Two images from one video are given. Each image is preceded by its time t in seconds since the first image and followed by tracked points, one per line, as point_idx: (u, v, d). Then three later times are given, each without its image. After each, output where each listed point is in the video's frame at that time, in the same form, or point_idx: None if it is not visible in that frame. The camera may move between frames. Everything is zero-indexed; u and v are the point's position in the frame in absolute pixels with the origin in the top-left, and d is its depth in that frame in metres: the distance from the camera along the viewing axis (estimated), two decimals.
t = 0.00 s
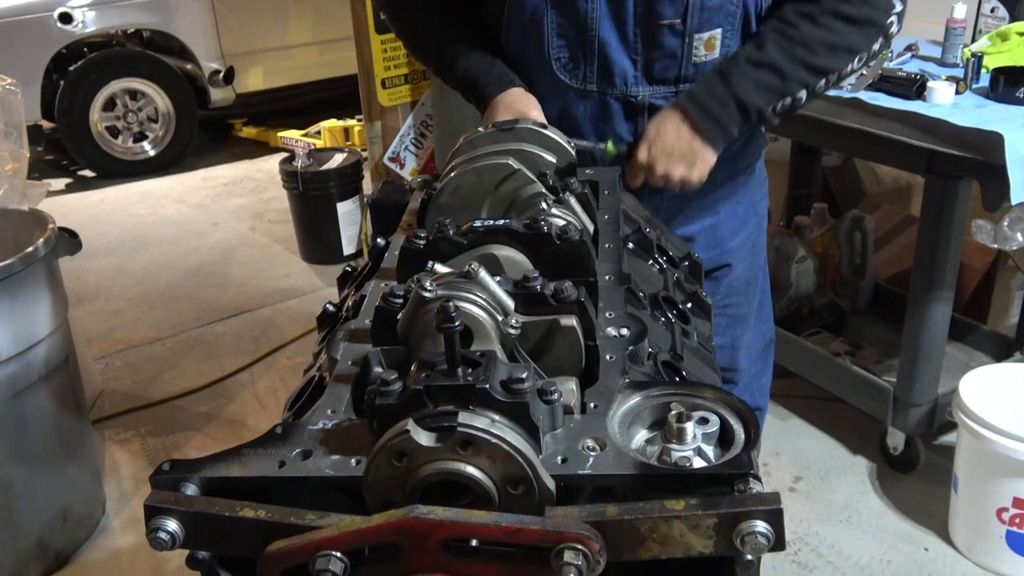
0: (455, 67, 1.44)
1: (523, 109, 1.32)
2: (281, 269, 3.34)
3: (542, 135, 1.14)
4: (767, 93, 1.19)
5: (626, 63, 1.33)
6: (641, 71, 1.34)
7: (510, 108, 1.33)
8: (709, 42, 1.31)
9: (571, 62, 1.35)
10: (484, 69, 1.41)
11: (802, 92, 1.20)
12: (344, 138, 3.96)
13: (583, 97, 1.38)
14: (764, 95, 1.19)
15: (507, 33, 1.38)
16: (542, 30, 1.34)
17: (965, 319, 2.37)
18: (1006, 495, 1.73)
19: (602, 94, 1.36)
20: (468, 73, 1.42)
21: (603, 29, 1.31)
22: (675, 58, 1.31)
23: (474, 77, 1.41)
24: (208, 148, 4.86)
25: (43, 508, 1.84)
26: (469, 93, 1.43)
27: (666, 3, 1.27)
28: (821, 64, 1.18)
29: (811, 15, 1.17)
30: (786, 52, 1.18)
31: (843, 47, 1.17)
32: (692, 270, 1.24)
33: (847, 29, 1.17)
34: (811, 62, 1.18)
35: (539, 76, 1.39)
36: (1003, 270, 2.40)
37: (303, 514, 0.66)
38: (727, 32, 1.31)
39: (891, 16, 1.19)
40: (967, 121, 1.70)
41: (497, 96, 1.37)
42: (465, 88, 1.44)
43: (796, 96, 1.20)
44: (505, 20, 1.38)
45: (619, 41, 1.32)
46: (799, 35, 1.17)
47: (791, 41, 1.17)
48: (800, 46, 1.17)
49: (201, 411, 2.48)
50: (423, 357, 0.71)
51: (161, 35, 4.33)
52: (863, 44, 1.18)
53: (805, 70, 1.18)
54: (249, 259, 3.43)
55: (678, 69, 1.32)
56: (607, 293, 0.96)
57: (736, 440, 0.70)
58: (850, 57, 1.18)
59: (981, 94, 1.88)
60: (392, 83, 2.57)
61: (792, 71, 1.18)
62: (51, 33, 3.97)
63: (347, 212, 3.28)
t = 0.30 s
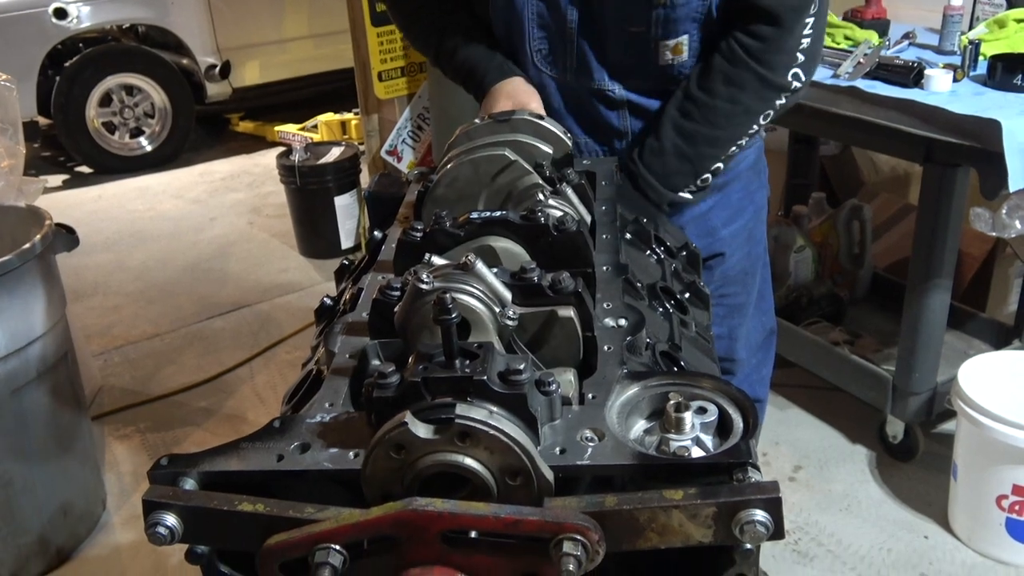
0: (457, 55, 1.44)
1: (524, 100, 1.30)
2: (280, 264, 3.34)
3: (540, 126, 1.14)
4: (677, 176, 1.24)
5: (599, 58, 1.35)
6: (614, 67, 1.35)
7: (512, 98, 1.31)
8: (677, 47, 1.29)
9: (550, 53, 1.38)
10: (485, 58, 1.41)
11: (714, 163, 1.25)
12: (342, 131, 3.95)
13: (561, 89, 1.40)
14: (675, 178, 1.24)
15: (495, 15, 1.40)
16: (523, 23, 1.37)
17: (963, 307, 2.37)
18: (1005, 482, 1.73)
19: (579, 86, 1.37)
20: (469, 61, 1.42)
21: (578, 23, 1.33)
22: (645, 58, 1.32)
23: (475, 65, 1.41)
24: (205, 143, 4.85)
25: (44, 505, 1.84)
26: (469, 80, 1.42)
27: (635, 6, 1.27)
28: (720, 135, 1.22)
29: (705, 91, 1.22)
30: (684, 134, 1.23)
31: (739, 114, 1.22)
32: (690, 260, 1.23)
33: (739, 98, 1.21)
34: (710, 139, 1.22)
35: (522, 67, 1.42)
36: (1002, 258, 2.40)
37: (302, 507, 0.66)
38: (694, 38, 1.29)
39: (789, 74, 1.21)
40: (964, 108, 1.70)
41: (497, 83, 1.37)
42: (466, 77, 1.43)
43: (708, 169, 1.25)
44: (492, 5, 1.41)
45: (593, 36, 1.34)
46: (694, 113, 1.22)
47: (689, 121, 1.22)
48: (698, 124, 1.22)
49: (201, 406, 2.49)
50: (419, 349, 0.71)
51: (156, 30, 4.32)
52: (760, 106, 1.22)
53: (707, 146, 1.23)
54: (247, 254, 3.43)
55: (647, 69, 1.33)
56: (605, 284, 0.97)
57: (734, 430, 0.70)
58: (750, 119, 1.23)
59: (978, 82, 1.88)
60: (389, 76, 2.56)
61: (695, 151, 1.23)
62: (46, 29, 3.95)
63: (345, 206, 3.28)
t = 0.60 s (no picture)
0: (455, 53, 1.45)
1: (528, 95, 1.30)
2: (277, 259, 3.33)
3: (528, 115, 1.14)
4: (714, 138, 1.23)
5: (597, 49, 1.34)
6: (612, 58, 1.35)
7: (515, 92, 1.31)
8: (677, 37, 1.30)
9: (547, 45, 1.38)
10: (482, 56, 1.41)
11: (748, 130, 1.25)
12: (339, 126, 3.95)
13: (558, 80, 1.40)
14: (711, 141, 1.23)
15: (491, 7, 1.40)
16: (518, 15, 1.37)
17: (960, 300, 2.37)
18: (1001, 474, 1.74)
19: (575, 77, 1.37)
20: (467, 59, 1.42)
21: (574, 14, 1.33)
22: (643, 49, 1.32)
23: (474, 62, 1.41)
24: (202, 138, 4.84)
25: (43, 501, 1.84)
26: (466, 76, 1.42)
27: None
28: (762, 104, 1.23)
29: (753, 58, 1.21)
30: (726, 99, 1.22)
31: (782, 87, 1.22)
32: (689, 254, 1.23)
33: (785, 70, 1.21)
34: (753, 106, 1.22)
35: (519, 60, 1.41)
36: (998, 250, 2.41)
37: (299, 503, 0.67)
38: (694, 28, 1.29)
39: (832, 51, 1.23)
40: (960, 100, 1.70)
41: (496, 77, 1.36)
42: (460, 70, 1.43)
43: (744, 135, 1.25)
44: None
45: (589, 28, 1.34)
46: (738, 80, 1.21)
47: (732, 88, 1.22)
48: (740, 91, 1.21)
49: (199, 402, 2.49)
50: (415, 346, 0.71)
51: (152, 25, 4.30)
52: (802, 82, 1.23)
53: (747, 114, 1.23)
54: (245, 249, 3.43)
55: (646, 60, 1.33)
56: (603, 279, 0.97)
57: (732, 426, 0.70)
58: (791, 94, 1.24)
59: (975, 73, 1.88)
60: (385, 71, 2.55)
61: (735, 117, 1.23)
62: (41, 25, 3.94)
63: (342, 200, 3.27)
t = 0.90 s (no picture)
0: (431, 56, 1.51)
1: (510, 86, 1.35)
2: (274, 253, 3.33)
3: (471, 107, 1.16)
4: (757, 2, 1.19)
5: (597, 21, 1.33)
6: (612, 27, 1.34)
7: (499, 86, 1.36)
8: None
9: (543, 26, 1.36)
10: (457, 58, 1.48)
11: (794, 7, 1.20)
12: (335, 120, 3.94)
13: (557, 61, 1.38)
14: (753, 4, 1.19)
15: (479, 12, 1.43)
16: None
17: (957, 291, 2.38)
18: (998, 465, 1.74)
19: (576, 58, 1.36)
20: (441, 60, 1.49)
21: None
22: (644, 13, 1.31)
23: (449, 66, 1.48)
24: (198, 132, 4.83)
25: (39, 495, 1.84)
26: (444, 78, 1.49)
27: None
28: None
29: None
30: None
31: None
32: (684, 245, 1.23)
33: None
34: None
35: (515, 44, 1.40)
36: (995, 241, 2.41)
37: (294, 493, 0.66)
38: None
39: None
40: (957, 91, 1.70)
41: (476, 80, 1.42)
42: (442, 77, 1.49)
43: (788, 9, 1.20)
44: None
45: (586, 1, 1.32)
46: None
47: None
48: None
49: (196, 396, 2.49)
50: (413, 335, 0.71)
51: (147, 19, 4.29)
52: None
53: None
54: (241, 243, 3.42)
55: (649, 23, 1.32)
56: (598, 269, 0.97)
57: (727, 414, 0.71)
58: None
59: (971, 65, 1.88)
60: (381, 64, 2.56)
61: None
62: (36, 18, 3.93)
63: (339, 194, 3.26)
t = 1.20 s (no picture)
0: (430, 41, 1.49)
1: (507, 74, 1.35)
2: (272, 241, 3.32)
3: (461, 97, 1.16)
4: (764, 19, 1.17)
5: (602, 7, 1.32)
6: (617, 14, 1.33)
7: (497, 74, 1.36)
8: None
9: (546, 9, 1.35)
10: (457, 43, 1.46)
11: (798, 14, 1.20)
12: (333, 109, 3.93)
13: (559, 45, 1.37)
14: (759, 21, 1.17)
15: (479, 0, 1.44)
16: None
17: (955, 283, 2.38)
18: (994, 456, 1.75)
19: (578, 41, 1.35)
20: (439, 45, 1.48)
21: None
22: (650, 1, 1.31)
23: (451, 51, 1.47)
24: (196, 121, 4.82)
25: (36, 482, 1.84)
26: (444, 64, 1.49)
27: None
28: None
29: None
30: None
31: None
32: (682, 233, 1.23)
33: None
34: None
35: (516, 23, 1.40)
36: (993, 233, 2.41)
37: (291, 477, 0.66)
38: None
39: None
40: (956, 81, 1.70)
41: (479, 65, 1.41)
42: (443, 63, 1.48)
43: (792, 18, 1.20)
44: None
45: None
46: None
47: None
48: None
49: (192, 384, 2.48)
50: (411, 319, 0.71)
51: (144, 6, 4.27)
52: None
53: None
54: (239, 232, 3.41)
55: (654, 10, 1.32)
56: (596, 256, 0.97)
57: (724, 399, 0.71)
58: None
59: (971, 56, 1.87)
60: (380, 53, 2.55)
61: None
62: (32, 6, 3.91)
63: (337, 182, 3.25)
